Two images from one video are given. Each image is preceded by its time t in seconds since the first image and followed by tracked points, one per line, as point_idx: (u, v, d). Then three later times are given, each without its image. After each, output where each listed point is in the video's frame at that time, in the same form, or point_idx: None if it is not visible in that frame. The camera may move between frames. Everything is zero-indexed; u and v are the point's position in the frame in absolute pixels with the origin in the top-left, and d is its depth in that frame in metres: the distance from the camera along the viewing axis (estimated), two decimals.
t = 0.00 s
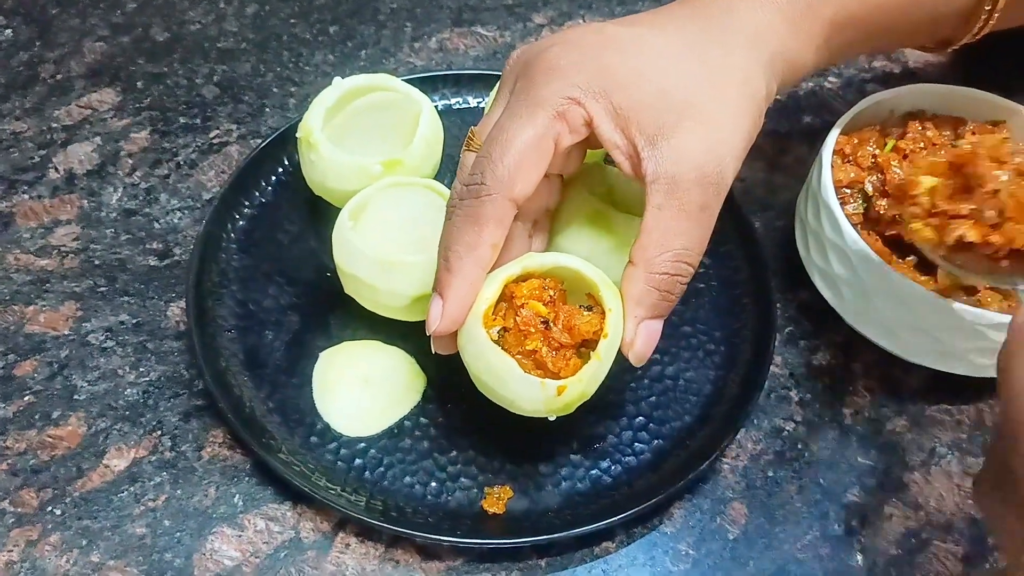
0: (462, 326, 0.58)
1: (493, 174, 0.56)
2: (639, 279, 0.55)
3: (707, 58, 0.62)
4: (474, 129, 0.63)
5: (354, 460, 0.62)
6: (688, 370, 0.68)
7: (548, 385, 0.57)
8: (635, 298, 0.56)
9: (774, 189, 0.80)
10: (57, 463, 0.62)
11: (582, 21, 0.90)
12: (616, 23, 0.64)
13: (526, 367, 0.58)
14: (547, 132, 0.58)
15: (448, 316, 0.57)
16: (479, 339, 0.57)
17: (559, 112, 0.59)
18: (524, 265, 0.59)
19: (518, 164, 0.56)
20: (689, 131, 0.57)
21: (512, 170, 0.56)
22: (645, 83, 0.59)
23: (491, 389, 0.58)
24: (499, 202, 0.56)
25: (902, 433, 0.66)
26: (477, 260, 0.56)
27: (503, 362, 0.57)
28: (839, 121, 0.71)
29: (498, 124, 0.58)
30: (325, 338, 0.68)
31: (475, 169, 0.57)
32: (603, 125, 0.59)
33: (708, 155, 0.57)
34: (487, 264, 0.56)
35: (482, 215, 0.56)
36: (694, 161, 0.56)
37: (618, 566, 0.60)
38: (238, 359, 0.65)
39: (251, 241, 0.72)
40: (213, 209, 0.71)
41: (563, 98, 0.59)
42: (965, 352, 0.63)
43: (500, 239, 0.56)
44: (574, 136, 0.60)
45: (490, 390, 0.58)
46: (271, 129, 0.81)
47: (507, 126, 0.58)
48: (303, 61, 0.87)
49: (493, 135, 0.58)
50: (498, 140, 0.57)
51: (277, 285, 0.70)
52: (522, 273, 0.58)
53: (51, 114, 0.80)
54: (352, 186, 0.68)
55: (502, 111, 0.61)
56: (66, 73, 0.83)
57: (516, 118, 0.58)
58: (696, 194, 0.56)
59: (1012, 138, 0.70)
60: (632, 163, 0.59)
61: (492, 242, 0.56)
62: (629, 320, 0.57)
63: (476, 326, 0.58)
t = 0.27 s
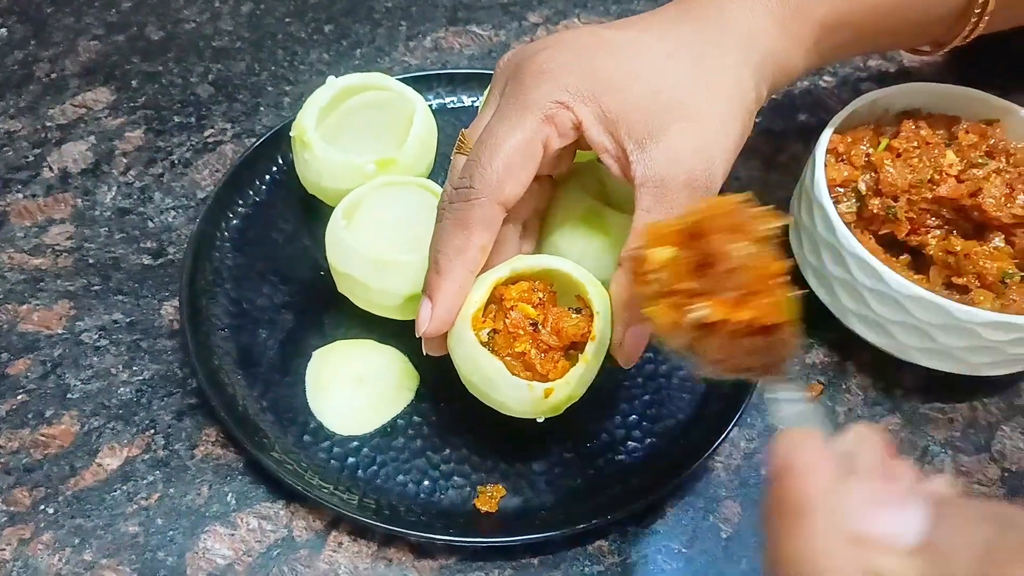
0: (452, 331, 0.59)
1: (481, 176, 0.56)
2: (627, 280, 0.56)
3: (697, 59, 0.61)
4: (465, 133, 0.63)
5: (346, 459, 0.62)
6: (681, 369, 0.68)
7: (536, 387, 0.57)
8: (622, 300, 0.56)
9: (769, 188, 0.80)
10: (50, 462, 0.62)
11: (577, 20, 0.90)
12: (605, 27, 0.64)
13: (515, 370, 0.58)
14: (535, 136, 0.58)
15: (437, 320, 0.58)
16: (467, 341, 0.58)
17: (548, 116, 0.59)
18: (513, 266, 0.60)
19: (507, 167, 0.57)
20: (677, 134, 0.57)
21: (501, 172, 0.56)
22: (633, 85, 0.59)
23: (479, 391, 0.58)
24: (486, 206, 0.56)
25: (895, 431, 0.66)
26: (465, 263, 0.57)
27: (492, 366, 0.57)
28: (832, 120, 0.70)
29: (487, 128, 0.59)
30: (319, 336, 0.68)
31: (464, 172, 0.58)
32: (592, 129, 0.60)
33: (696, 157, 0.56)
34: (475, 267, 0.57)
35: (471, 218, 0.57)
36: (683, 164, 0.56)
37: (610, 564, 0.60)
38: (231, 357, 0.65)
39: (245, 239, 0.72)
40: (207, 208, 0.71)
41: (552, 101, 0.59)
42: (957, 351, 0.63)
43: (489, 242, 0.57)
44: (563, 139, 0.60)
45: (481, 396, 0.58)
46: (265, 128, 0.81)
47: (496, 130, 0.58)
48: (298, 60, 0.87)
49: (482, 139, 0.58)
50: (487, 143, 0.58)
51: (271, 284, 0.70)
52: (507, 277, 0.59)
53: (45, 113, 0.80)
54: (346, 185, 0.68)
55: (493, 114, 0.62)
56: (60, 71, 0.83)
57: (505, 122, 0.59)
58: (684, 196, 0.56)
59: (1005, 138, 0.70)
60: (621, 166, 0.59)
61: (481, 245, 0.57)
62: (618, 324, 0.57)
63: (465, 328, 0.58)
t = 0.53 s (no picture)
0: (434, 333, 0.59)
1: (467, 177, 0.57)
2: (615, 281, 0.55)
3: (686, 59, 0.61)
4: (454, 132, 0.63)
5: (339, 455, 0.62)
6: (674, 365, 0.68)
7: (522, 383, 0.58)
8: (611, 298, 0.56)
9: (762, 185, 0.80)
10: (43, 458, 0.62)
11: (571, 18, 0.90)
12: (592, 26, 0.64)
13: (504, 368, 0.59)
14: (522, 136, 0.58)
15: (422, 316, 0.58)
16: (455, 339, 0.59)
17: (534, 116, 0.59)
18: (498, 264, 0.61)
19: (493, 168, 0.57)
20: (665, 133, 0.57)
21: (487, 173, 0.57)
22: (620, 84, 0.59)
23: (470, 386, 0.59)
24: (473, 206, 0.57)
25: (888, 428, 0.67)
26: (450, 261, 0.57)
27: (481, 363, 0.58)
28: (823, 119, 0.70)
29: (473, 129, 0.59)
30: (312, 334, 0.68)
31: (451, 172, 0.58)
32: (578, 128, 0.59)
33: (684, 158, 0.57)
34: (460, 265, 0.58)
35: (457, 218, 0.57)
36: (671, 165, 0.56)
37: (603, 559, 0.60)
38: (224, 354, 0.65)
39: (238, 236, 0.72)
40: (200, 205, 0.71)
41: (538, 101, 0.59)
42: (949, 347, 0.63)
43: (474, 240, 0.58)
44: (550, 138, 0.60)
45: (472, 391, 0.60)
46: (259, 125, 0.81)
47: (482, 131, 0.58)
48: (292, 58, 0.87)
49: (468, 139, 0.58)
50: (473, 144, 0.58)
51: (264, 281, 0.70)
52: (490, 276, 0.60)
53: (39, 111, 0.80)
54: (339, 183, 0.68)
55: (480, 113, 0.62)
56: (54, 69, 0.83)
57: (491, 123, 0.59)
58: (672, 195, 0.56)
59: (998, 135, 0.71)
60: (609, 165, 0.59)
61: (466, 244, 0.58)
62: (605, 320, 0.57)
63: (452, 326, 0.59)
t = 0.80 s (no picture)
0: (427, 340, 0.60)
1: (459, 182, 0.57)
2: (612, 283, 0.55)
3: (677, 58, 0.62)
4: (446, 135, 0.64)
5: (334, 454, 0.62)
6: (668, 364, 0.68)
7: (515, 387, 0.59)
8: (606, 300, 0.56)
9: (757, 184, 0.80)
10: (38, 457, 0.62)
11: (567, 18, 0.90)
12: (582, 26, 0.64)
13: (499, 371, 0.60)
14: (512, 139, 0.59)
15: (419, 319, 0.59)
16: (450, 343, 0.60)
17: (524, 119, 0.59)
18: (493, 269, 0.61)
19: (485, 173, 0.57)
20: (656, 133, 0.57)
21: (479, 178, 0.57)
22: (611, 85, 0.60)
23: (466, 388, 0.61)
24: (467, 211, 0.57)
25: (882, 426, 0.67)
26: (446, 267, 0.58)
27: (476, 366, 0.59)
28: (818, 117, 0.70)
29: (464, 133, 0.59)
30: (307, 333, 0.69)
31: (444, 177, 0.59)
32: (569, 130, 0.59)
33: (676, 156, 0.57)
34: (456, 270, 0.58)
35: (451, 224, 0.58)
36: (663, 164, 0.56)
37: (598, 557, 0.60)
38: (219, 353, 0.65)
39: (234, 235, 0.72)
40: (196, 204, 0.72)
41: (528, 103, 0.59)
42: (942, 344, 0.63)
43: (470, 245, 0.58)
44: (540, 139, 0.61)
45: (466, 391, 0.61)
46: (254, 125, 0.81)
47: (473, 134, 0.59)
48: (288, 57, 0.87)
49: (460, 144, 0.59)
50: (464, 149, 0.58)
51: (259, 280, 0.70)
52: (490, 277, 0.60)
53: (35, 110, 0.80)
54: (334, 182, 0.68)
55: (471, 116, 0.62)
56: (50, 68, 0.84)
57: (481, 126, 0.59)
58: (664, 195, 0.56)
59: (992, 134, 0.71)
60: (601, 165, 0.59)
61: (462, 249, 0.58)
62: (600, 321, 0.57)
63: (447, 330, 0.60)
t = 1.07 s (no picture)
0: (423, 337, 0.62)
1: (450, 184, 0.58)
2: (602, 283, 0.56)
3: (664, 56, 0.62)
4: (438, 137, 0.64)
5: (327, 452, 0.62)
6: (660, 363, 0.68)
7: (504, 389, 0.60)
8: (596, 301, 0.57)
9: (749, 184, 0.81)
10: (33, 456, 0.63)
11: (561, 18, 0.91)
12: (570, 27, 0.65)
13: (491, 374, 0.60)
14: (501, 141, 0.59)
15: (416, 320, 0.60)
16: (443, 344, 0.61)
17: (513, 120, 0.60)
18: (485, 271, 0.61)
19: (476, 175, 0.58)
20: (643, 131, 0.58)
21: (470, 180, 0.58)
22: (598, 86, 0.60)
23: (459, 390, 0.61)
24: (461, 213, 0.58)
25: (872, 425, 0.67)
26: (440, 268, 0.59)
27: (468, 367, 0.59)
28: (810, 117, 0.71)
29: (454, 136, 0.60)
30: (301, 332, 0.69)
31: (436, 180, 0.59)
32: (558, 131, 0.60)
33: (664, 155, 0.57)
34: (450, 270, 0.59)
35: (445, 226, 0.59)
36: (651, 163, 0.57)
37: (589, 555, 0.60)
38: (213, 352, 0.65)
39: (227, 235, 0.72)
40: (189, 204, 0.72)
41: (517, 105, 0.60)
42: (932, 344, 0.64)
43: (465, 247, 0.59)
44: (529, 140, 0.62)
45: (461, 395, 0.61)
46: (249, 125, 0.82)
47: (463, 137, 0.59)
48: (282, 58, 0.87)
49: (450, 146, 0.60)
50: (454, 151, 0.59)
51: (253, 279, 0.71)
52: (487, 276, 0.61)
53: (30, 110, 0.81)
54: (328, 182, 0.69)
55: (461, 117, 0.62)
56: (45, 69, 0.84)
57: (471, 128, 0.60)
58: (653, 193, 0.57)
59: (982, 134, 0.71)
60: (590, 165, 0.60)
61: (456, 250, 0.59)
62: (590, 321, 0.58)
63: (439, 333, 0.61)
